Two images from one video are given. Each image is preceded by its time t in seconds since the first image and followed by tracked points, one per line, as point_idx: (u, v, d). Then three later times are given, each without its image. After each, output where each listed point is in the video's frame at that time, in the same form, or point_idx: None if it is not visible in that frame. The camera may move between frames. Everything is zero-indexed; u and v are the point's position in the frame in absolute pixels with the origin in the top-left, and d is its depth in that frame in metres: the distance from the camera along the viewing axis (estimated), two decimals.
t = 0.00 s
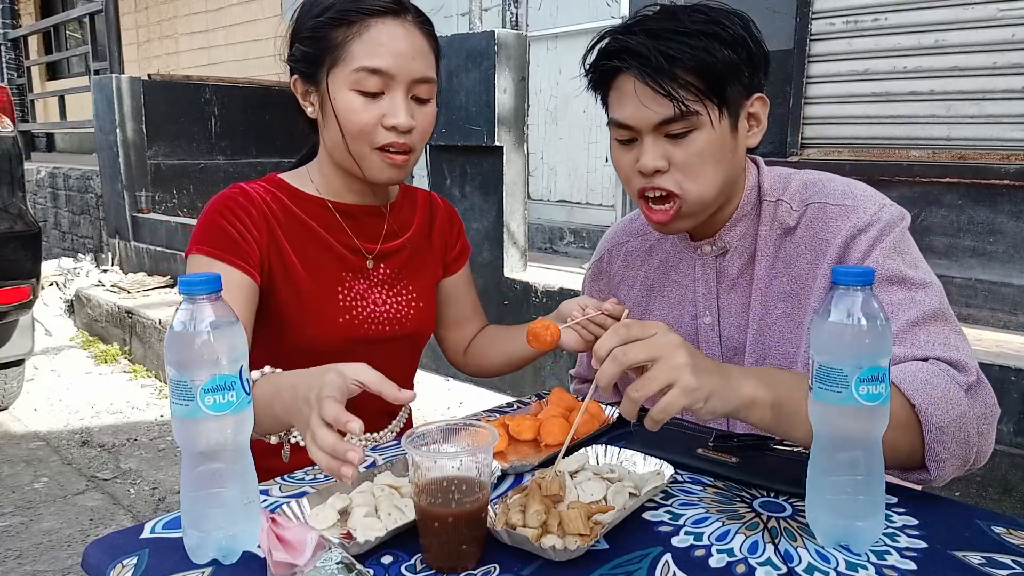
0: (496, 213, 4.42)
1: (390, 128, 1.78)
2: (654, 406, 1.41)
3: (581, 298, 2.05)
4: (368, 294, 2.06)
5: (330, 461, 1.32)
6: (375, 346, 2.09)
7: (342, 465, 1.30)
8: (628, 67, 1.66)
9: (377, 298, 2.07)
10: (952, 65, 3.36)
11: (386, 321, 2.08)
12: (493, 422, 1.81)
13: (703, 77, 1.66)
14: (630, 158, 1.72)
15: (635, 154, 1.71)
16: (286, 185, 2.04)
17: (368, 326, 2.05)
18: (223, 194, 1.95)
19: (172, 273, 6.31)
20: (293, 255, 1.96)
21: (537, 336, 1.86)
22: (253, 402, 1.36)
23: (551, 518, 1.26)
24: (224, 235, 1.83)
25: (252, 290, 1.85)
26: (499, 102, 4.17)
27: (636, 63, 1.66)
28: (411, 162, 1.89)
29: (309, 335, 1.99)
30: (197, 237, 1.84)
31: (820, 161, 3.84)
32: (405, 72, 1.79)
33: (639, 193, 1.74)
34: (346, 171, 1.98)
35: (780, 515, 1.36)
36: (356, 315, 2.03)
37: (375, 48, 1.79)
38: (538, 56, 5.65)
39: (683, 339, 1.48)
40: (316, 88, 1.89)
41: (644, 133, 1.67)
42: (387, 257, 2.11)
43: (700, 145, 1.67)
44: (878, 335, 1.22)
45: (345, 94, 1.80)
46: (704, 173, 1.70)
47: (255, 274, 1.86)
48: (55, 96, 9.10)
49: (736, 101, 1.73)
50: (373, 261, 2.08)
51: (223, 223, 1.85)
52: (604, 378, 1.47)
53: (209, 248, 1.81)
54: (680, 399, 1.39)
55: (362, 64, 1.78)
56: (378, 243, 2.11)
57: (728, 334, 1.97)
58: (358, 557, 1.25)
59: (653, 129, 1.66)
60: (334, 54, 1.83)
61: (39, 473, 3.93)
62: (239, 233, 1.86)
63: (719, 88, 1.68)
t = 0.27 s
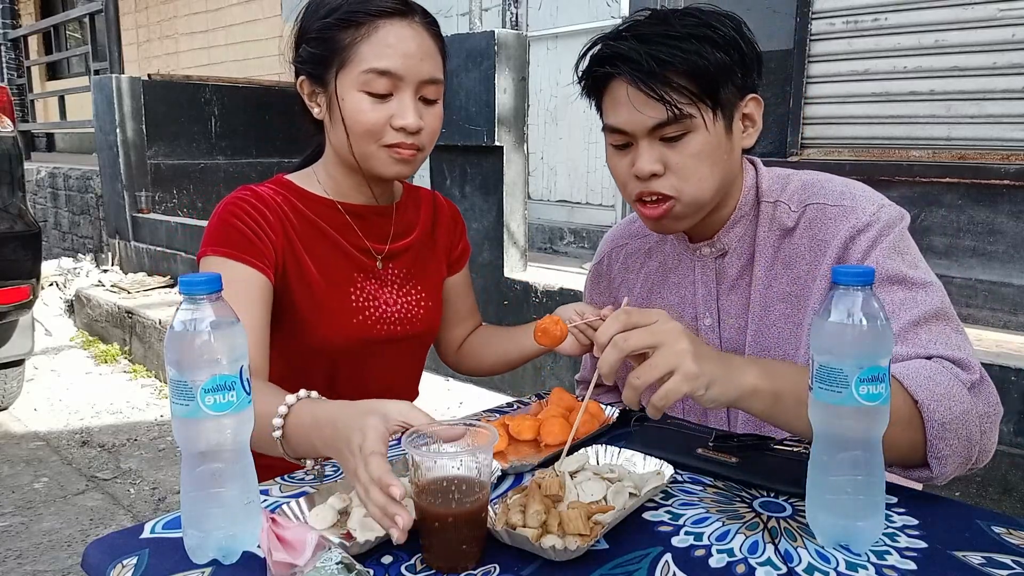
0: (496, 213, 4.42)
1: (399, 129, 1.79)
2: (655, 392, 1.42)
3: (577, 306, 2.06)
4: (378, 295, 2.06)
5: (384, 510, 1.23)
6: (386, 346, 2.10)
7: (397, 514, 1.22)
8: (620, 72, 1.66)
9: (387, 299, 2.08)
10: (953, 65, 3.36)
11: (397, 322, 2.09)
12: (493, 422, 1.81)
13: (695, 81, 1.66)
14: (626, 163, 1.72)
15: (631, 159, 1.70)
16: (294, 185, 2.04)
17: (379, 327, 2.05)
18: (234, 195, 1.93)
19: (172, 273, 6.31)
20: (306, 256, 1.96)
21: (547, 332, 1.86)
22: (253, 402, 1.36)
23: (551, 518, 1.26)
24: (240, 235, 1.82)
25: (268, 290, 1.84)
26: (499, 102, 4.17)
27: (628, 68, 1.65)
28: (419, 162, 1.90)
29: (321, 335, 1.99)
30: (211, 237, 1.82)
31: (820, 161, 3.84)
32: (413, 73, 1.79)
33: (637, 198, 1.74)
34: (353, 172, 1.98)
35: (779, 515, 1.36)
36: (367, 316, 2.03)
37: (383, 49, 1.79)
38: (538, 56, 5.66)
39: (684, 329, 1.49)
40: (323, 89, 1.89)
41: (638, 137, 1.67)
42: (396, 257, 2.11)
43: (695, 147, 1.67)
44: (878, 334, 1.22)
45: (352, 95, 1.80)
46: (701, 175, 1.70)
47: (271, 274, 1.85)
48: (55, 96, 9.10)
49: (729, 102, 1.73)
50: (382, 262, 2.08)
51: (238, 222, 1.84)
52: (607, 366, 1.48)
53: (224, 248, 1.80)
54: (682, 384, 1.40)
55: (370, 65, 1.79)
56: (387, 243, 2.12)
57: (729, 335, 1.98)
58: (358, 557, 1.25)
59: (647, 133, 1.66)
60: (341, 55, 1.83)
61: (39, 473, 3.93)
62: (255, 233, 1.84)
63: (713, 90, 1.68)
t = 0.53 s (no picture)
0: (496, 213, 4.42)
1: (405, 130, 1.79)
2: (653, 413, 1.42)
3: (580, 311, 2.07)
4: (383, 296, 2.06)
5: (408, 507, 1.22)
6: (391, 348, 2.10)
7: (420, 509, 1.21)
8: (620, 70, 1.66)
9: (392, 300, 2.08)
10: (952, 65, 3.36)
11: (402, 324, 2.09)
12: (493, 422, 1.81)
13: (696, 79, 1.66)
14: (626, 161, 1.72)
15: (631, 158, 1.70)
16: (299, 185, 2.04)
17: (384, 328, 2.05)
18: (240, 196, 1.93)
19: (172, 273, 6.31)
20: (312, 257, 1.96)
21: (552, 336, 1.85)
22: (253, 401, 1.36)
23: (551, 518, 1.26)
24: (246, 236, 1.82)
25: (274, 291, 1.84)
26: (499, 102, 4.17)
27: (628, 66, 1.65)
28: (424, 163, 1.90)
29: (327, 336, 1.99)
30: (218, 238, 1.82)
31: (820, 161, 3.84)
32: (420, 74, 1.80)
33: (637, 196, 1.74)
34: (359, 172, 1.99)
35: (780, 515, 1.36)
36: (372, 317, 2.04)
37: (390, 50, 1.79)
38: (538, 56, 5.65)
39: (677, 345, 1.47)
40: (329, 90, 1.89)
41: (638, 135, 1.67)
42: (401, 258, 2.12)
43: (695, 146, 1.67)
44: (878, 334, 1.22)
45: (359, 97, 1.80)
46: (701, 174, 1.70)
47: (278, 276, 1.85)
48: (55, 96, 9.10)
49: (730, 101, 1.72)
50: (388, 263, 2.09)
51: (245, 223, 1.84)
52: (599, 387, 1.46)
53: (231, 249, 1.80)
54: (679, 405, 1.40)
55: (376, 66, 1.79)
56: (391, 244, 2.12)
57: (728, 336, 1.98)
58: (358, 557, 1.25)
59: (647, 131, 1.66)
60: (348, 56, 1.83)
61: (39, 473, 3.93)
62: (262, 234, 1.84)
63: (714, 89, 1.68)
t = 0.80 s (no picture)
0: (496, 213, 4.42)
1: (409, 132, 1.79)
2: (663, 392, 1.42)
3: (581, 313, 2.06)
4: (385, 298, 2.07)
5: (418, 509, 1.21)
6: (393, 350, 2.10)
7: (432, 510, 1.20)
8: (620, 69, 1.67)
9: (394, 302, 2.08)
10: (952, 65, 3.36)
11: (404, 325, 2.09)
12: (493, 422, 1.81)
13: (695, 77, 1.66)
14: (627, 161, 1.72)
15: (631, 156, 1.70)
16: (302, 185, 2.04)
17: (386, 330, 2.06)
18: (244, 196, 1.93)
19: (172, 273, 6.31)
20: (315, 258, 1.96)
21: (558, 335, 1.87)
22: (252, 401, 1.36)
23: (551, 518, 1.26)
24: (251, 236, 1.82)
25: (278, 291, 1.84)
26: (499, 102, 4.17)
27: (628, 64, 1.66)
28: (427, 165, 1.90)
29: (329, 338, 1.99)
30: (221, 238, 1.82)
31: (820, 161, 3.84)
32: (425, 76, 1.80)
33: (636, 195, 1.74)
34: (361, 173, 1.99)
35: (779, 515, 1.36)
36: (374, 319, 2.04)
37: (395, 52, 1.80)
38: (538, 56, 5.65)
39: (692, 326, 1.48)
40: (334, 91, 1.89)
41: (638, 133, 1.67)
42: (403, 260, 2.12)
43: (695, 144, 1.67)
44: (878, 334, 1.21)
45: (364, 98, 1.80)
46: (700, 172, 1.70)
47: (281, 277, 1.85)
48: (55, 96, 9.10)
49: (730, 99, 1.72)
50: (390, 265, 2.09)
51: (248, 224, 1.84)
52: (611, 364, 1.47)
53: (234, 250, 1.80)
54: (690, 384, 1.40)
55: (382, 68, 1.79)
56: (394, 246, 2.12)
57: (730, 335, 1.98)
58: (358, 557, 1.25)
59: (647, 129, 1.66)
60: (353, 57, 1.83)
61: (39, 473, 3.93)
62: (266, 235, 1.84)
63: (713, 87, 1.68)
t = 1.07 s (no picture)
0: (496, 213, 4.42)
1: (414, 134, 1.79)
2: (655, 409, 1.41)
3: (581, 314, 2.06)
4: (386, 298, 2.07)
5: (421, 498, 1.21)
6: (394, 350, 2.10)
7: (438, 494, 1.20)
8: (618, 69, 1.67)
9: (395, 302, 2.08)
10: (952, 65, 3.36)
11: (405, 326, 2.09)
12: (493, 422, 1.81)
13: (693, 76, 1.66)
14: (626, 162, 1.72)
15: (631, 157, 1.70)
16: (304, 186, 2.05)
17: (388, 330, 2.06)
18: (245, 197, 1.94)
19: (172, 273, 6.31)
20: (316, 258, 1.96)
21: (559, 334, 1.87)
22: (252, 401, 1.36)
23: (551, 518, 1.26)
24: (252, 237, 1.82)
25: (279, 292, 1.84)
26: (499, 102, 4.17)
27: (626, 65, 1.66)
28: (431, 167, 1.90)
29: (331, 338, 1.99)
30: (222, 239, 1.82)
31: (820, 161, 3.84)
32: (430, 78, 1.80)
33: (635, 196, 1.74)
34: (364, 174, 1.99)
35: (779, 515, 1.36)
36: (376, 319, 2.04)
37: (401, 54, 1.80)
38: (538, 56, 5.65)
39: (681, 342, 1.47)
40: (338, 91, 1.89)
41: (637, 134, 1.67)
42: (404, 260, 2.12)
43: (694, 143, 1.68)
44: (877, 335, 1.21)
45: (369, 100, 1.80)
46: (701, 171, 1.70)
47: (283, 277, 1.85)
48: (55, 96, 9.10)
49: (728, 98, 1.72)
50: (391, 265, 2.09)
51: (249, 225, 1.84)
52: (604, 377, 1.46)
53: (235, 251, 1.80)
54: (681, 401, 1.39)
55: (388, 70, 1.79)
56: (395, 246, 2.12)
57: (728, 336, 1.98)
58: (358, 557, 1.25)
59: (646, 129, 1.66)
60: (359, 59, 1.83)
61: (39, 473, 3.93)
62: (267, 237, 1.84)
63: (710, 86, 1.68)
